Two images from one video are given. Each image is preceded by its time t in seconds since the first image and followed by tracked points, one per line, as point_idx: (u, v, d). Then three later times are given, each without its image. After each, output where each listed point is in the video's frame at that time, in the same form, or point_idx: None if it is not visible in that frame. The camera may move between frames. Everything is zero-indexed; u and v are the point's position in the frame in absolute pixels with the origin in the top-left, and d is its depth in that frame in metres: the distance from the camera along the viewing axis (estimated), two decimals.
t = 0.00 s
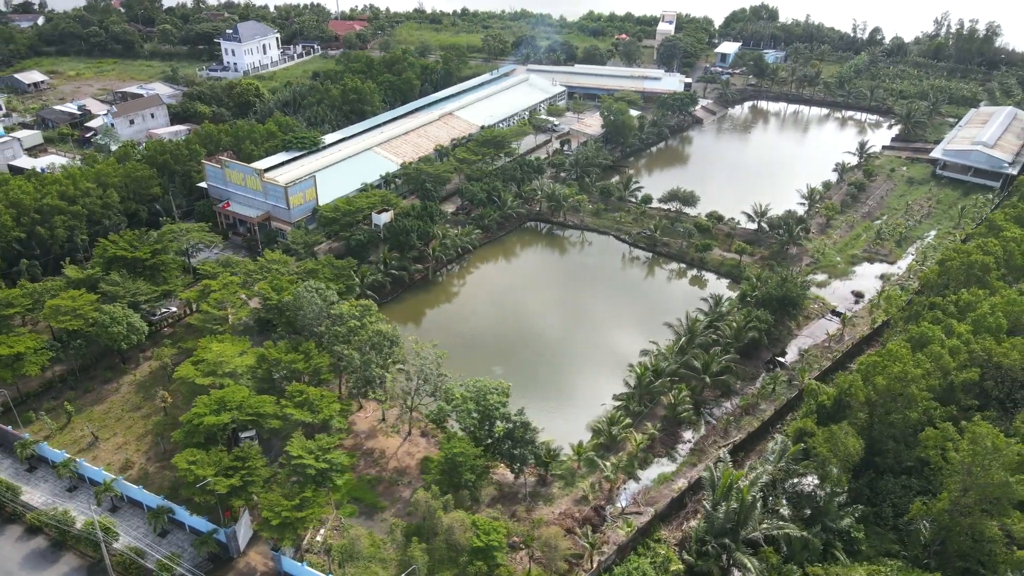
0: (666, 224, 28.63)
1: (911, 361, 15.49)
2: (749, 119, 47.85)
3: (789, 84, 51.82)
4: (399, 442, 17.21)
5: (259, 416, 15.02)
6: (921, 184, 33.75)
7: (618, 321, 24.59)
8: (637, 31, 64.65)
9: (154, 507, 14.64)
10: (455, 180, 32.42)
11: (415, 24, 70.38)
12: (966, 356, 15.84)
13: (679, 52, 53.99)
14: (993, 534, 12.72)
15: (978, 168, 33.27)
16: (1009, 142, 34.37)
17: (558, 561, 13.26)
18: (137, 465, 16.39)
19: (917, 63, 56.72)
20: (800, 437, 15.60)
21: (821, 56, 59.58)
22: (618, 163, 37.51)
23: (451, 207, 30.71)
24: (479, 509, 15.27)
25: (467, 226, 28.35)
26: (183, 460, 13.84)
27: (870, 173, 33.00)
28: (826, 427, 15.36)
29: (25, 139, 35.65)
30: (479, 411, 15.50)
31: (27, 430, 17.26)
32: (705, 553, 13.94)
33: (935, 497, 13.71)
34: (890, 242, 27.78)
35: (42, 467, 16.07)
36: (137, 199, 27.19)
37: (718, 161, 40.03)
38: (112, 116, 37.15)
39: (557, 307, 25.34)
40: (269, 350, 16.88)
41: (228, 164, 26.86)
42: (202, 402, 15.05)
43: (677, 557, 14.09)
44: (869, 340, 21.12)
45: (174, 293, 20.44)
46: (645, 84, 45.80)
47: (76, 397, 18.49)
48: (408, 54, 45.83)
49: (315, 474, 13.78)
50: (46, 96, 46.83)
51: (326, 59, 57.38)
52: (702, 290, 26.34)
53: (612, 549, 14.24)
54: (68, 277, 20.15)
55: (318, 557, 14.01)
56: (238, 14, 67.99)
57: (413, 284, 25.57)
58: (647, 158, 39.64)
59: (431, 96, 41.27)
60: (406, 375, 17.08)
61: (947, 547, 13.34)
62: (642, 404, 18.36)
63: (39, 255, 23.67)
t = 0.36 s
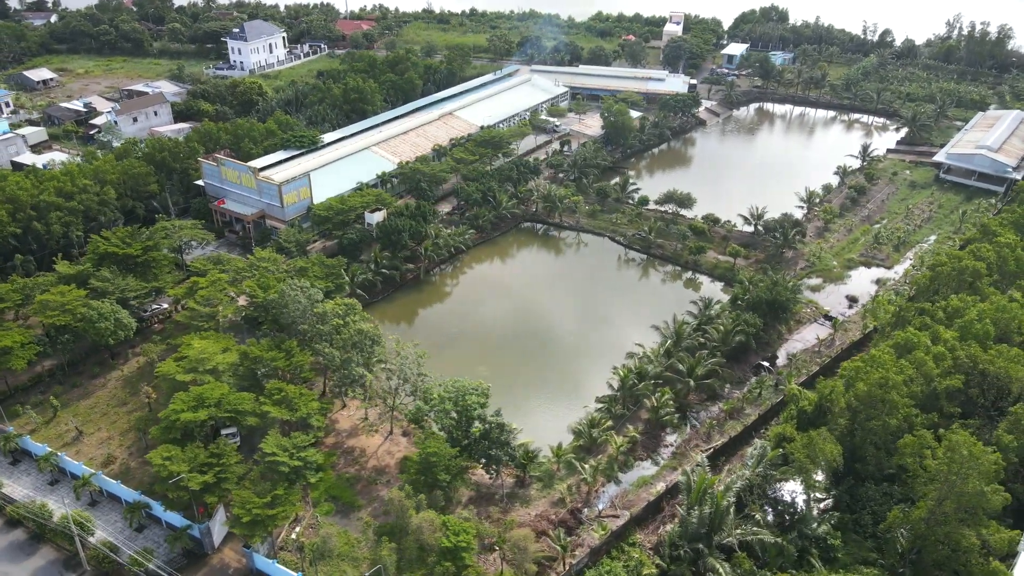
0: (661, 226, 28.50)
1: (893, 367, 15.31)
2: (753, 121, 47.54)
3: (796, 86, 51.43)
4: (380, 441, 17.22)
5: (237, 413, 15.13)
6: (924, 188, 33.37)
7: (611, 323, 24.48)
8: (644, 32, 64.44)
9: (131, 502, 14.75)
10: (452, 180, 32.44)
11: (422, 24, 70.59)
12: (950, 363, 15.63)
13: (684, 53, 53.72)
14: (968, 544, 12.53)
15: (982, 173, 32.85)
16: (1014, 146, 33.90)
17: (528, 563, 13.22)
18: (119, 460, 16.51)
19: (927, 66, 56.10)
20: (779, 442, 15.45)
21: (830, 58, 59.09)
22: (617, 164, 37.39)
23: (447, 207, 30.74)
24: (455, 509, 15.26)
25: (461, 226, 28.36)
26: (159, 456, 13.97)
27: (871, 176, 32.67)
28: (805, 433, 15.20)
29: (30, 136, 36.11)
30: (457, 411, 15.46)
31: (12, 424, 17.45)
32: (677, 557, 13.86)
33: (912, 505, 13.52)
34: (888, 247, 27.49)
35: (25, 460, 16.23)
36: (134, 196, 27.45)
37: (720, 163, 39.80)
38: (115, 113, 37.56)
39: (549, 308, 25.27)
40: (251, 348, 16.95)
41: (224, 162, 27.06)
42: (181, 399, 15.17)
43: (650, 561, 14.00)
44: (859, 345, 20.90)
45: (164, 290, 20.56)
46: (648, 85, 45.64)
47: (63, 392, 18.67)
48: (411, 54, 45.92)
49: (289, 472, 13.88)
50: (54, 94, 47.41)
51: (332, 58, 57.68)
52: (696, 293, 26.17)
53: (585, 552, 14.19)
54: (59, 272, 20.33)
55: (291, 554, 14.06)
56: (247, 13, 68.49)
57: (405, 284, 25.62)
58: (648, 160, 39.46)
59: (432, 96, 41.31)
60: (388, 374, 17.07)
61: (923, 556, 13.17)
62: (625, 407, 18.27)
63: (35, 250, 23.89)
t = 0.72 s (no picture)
0: (656, 227, 28.40)
1: (877, 372, 15.15)
2: (756, 122, 47.27)
3: (800, 87, 51.06)
4: (363, 440, 17.24)
5: (218, 411, 15.17)
6: (925, 191, 33.04)
7: (602, 325, 24.39)
8: (649, 32, 64.21)
9: (112, 498, 14.86)
10: (448, 180, 32.46)
11: (428, 24, 70.67)
12: (935, 368, 15.45)
13: (688, 54, 53.49)
14: (945, 551, 12.38)
15: (985, 176, 32.48)
16: (1018, 149, 33.50)
17: (501, 565, 13.20)
18: (104, 455, 16.62)
19: (934, 68, 55.52)
20: (761, 446, 15.34)
21: (836, 59, 58.60)
22: (616, 165, 37.28)
23: (442, 207, 30.77)
24: (434, 509, 15.27)
25: (455, 226, 28.37)
26: (138, 452, 14.04)
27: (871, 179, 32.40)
28: (786, 437, 15.07)
29: (33, 133, 36.47)
30: (437, 411, 15.40)
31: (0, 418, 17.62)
32: (653, 560, 13.80)
33: (891, 511, 13.38)
34: (885, 250, 27.25)
35: (10, 455, 16.38)
36: (132, 194, 27.65)
37: (721, 164, 39.62)
38: (118, 111, 37.90)
39: (541, 309, 25.19)
40: (235, 346, 16.99)
41: (220, 161, 27.22)
42: (163, 396, 15.23)
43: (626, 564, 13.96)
44: (850, 349, 20.72)
45: (154, 287, 20.68)
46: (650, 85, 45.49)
47: (53, 387, 18.84)
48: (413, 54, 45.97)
49: (266, 470, 13.90)
50: (61, 92, 47.85)
51: (337, 57, 57.87)
52: (689, 295, 26.02)
53: (562, 554, 14.15)
54: (52, 269, 20.48)
55: (268, 552, 14.10)
56: (254, 12, 68.79)
57: (398, 283, 25.66)
58: (647, 161, 39.30)
59: (433, 96, 41.33)
60: (370, 373, 17.04)
61: (901, 563, 13.03)
62: (609, 408, 18.21)
63: (31, 247, 24.05)
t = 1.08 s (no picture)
0: (652, 228, 28.29)
1: (863, 375, 15.02)
2: (759, 123, 47.05)
3: (804, 88, 50.76)
4: (349, 439, 17.26)
5: (203, 408, 15.22)
6: (925, 194, 32.78)
7: (595, 325, 24.31)
8: (654, 32, 63.97)
9: (97, 494, 14.95)
10: (446, 180, 32.47)
11: (433, 24, 70.71)
12: (923, 372, 15.31)
13: (691, 55, 53.32)
14: (926, 557, 12.25)
15: (986, 179, 32.20)
16: (1020, 152, 33.19)
17: (481, 565, 13.18)
18: (92, 451, 16.71)
19: (940, 69, 55.06)
20: (746, 448, 15.24)
21: (841, 60, 58.23)
22: (616, 165, 37.19)
23: (439, 206, 30.77)
24: (418, 509, 15.29)
25: (451, 225, 28.36)
26: (121, 449, 14.11)
27: (871, 181, 32.17)
28: (770, 440, 14.96)
29: (36, 131, 36.76)
30: (422, 410, 15.34)
31: None
32: (634, 562, 13.75)
33: (874, 516, 13.25)
34: (883, 253, 27.04)
35: None
36: (130, 191, 27.81)
37: (722, 166, 39.46)
38: (119, 109, 38.23)
39: (535, 309, 25.17)
40: (224, 344, 17.03)
41: (216, 159, 27.31)
42: (149, 393, 15.30)
43: (607, 566, 13.92)
44: (842, 352, 20.57)
45: (147, 284, 20.79)
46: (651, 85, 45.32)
47: (44, 383, 18.97)
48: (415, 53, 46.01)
49: (247, 468, 13.92)
50: (66, 90, 48.19)
51: (340, 57, 58.03)
52: (684, 296, 25.89)
53: (543, 555, 14.14)
54: (46, 266, 20.60)
55: (250, 550, 14.14)
56: (259, 11, 69.02)
57: (392, 282, 25.70)
58: (647, 162, 39.17)
59: (433, 95, 41.36)
60: (354, 371, 17.01)
61: (883, 568, 12.93)
62: (597, 409, 18.16)
63: (28, 244, 24.23)
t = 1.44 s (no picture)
0: (647, 229, 28.19)
1: (849, 379, 14.90)
2: (761, 125, 46.84)
3: (808, 89, 50.47)
4: (336, 437, 17.28)
5: (188, 405, 15.27)
6: (926, 196, 32.51)
7: (589, 326, 24.26)
8: (659, 33, 63.76)
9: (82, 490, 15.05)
10: (444, 179, 32.48)
11: (438, 24, 70.79)
12: (912, 376, 15.18)
13: (694, 56, 53.10)
14: (908, 562, 12.13)
15: (988, 182, 31.92)
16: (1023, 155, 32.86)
17: (460, 565, 13.16)
18: (80, 448, 16.79)
19: (947, 71, 54.60)
20: (731, 451, 15.16)
21: (847, 61, 57.84)
22: (615, 166, 37.11)
23: (436, 206, 30.79)
24: (402, 509, 15.31)
25: (446, 225, 28.37)
26: (105, 445, 14.17)
27: (871, 183, 31.93)
28: (755, 443, 14.86)
29: (38, 129, 37.06)
30: (406, 410, 15.31)
31: None
32: (614, 565, 13.72)
33: (857, 520, 13.14)
34: (881, 255, 26.85)
35: None
36: (128, 189, 27.97)
37: (723, 167, 39.31)
38: (121, 108, 38.57)
39: (530, 309, 25.15)
40: (212, 342, 17.09)
41: (213, 158, 27.42)
42: (135, 390, 15.37)
43: (588, 568, 13.87)
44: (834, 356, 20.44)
45: (139, 282, 20.85)
46: (653, 86, 45.16)
47: (37, 379, 19.09)
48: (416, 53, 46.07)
49: (229, 466, 13.97)
50: (71, 88, 48.57)
51: (344, 57, 58.19)
52: (678, 297, 25.80)
53: (524, 556, 14.14)
54: (40, 264, 20.69)
55: (232, 547, 14.20)
56: (265, 10, 69.28)
57: (386, 281, 25.71)
58: (647, 163, 39.05)
59: (433, 95, 41.43)
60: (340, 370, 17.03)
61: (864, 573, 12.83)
62: (584, 410, 18.15)
63: (25, 241, 24.38)
